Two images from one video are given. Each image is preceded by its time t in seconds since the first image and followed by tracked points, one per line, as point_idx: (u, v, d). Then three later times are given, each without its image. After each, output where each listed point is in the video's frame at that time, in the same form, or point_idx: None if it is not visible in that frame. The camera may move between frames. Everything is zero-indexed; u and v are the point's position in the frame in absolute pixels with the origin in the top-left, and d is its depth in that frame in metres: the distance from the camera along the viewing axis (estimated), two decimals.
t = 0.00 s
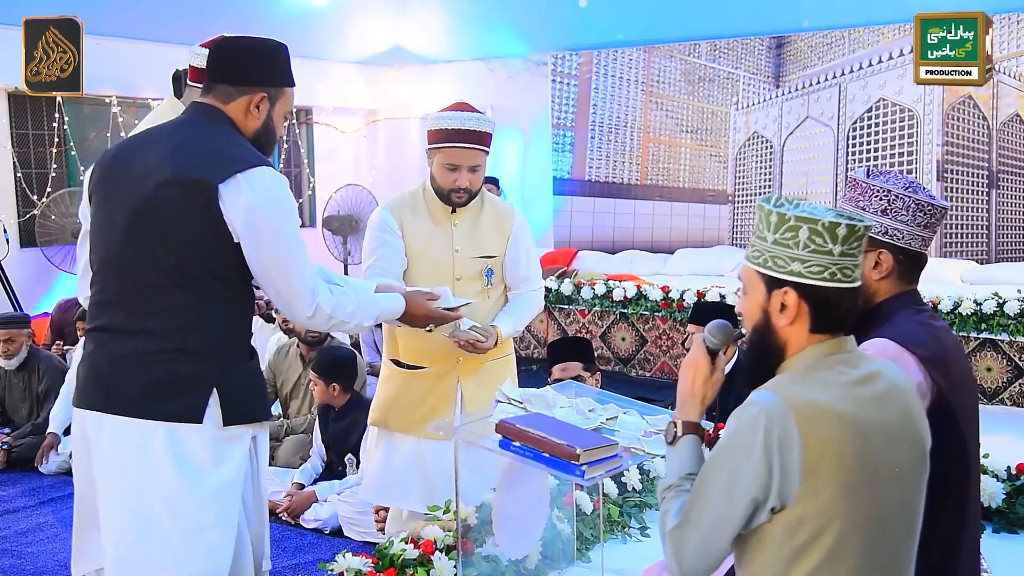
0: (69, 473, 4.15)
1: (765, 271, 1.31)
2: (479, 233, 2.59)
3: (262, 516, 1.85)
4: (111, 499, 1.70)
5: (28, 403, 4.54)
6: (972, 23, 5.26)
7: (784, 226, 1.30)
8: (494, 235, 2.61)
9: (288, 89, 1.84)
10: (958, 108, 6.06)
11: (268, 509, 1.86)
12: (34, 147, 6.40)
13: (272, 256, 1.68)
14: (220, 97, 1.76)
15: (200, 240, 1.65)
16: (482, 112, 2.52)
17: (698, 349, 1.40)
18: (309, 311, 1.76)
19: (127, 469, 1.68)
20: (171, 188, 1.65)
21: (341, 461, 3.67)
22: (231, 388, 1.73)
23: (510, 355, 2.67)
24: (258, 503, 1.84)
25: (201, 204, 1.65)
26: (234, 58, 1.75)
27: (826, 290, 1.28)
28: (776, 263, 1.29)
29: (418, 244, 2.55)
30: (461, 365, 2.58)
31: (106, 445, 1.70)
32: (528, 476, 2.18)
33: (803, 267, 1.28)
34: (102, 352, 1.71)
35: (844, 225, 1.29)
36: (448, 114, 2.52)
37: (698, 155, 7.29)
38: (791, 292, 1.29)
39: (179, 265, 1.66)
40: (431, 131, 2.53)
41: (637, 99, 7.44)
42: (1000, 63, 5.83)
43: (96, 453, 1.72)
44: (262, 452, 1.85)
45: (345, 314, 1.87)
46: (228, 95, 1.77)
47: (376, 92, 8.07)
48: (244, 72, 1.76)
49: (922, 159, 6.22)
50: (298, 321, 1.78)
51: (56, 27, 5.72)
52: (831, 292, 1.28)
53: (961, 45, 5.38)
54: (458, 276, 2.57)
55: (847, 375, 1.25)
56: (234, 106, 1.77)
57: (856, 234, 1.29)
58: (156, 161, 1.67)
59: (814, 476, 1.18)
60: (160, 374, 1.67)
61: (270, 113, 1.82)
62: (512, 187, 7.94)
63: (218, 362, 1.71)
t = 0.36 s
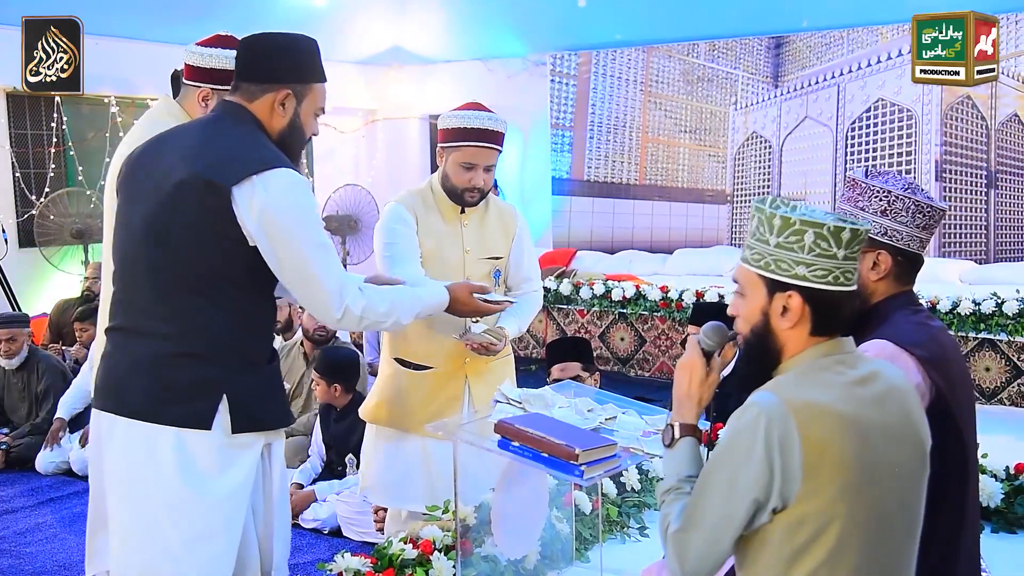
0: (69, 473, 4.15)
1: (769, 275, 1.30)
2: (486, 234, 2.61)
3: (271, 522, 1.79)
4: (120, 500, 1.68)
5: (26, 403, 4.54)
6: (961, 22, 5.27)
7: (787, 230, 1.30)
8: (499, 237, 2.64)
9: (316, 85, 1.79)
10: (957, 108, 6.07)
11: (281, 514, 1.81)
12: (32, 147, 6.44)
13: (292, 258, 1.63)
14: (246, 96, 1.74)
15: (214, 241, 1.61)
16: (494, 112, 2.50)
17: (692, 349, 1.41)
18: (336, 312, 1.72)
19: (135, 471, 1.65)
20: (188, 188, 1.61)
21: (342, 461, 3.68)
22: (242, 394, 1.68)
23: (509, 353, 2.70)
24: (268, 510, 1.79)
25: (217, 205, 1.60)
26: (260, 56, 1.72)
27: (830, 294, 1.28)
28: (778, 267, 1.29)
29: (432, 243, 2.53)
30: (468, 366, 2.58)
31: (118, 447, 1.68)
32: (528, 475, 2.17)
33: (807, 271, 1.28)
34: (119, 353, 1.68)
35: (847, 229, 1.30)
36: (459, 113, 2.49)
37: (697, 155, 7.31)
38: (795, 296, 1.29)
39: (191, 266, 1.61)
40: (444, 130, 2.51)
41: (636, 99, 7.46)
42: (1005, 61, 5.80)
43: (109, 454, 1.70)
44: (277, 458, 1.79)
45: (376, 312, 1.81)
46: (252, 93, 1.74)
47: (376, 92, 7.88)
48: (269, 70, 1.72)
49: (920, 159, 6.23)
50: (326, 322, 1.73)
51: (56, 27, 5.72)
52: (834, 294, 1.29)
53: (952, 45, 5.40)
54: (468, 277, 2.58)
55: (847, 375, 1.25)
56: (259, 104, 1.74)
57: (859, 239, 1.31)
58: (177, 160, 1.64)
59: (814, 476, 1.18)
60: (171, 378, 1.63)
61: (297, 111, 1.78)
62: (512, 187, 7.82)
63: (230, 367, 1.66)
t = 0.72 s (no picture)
0: (67, 473, 4.16)
1: (763, 271, 1.31)
2: (489, 231, 2.61)
3: (279, 527, 1.80)
4: (134, 503, 1.68)
5: (25, 403, 4.54)
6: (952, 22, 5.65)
7: (784, 227, 1.30)
8: (500, 236, 2.64)
9: (338, 89, 1.79)
10: (956, 108, 6.07)
11: (288, 525, 1.81)
12: (31, 147, 6.46)
13: (308, 268, 1.62)
14: (264, 97, 1.73)
15: (224, 247, 1.61)
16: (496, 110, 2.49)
17: (685, 352, 1.41)
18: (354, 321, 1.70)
19: (144, 474, 1.65)
20: (200, 193, 1.60)
21: (338, 461, 3.69)
22: (250, 402, 1.67)
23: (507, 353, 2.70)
24: (274, 515, 1.79)
25: (227, 210, 1.60)
26: (278, 57, 1.71)
27: (823, 293, 1.29)
28: (774, 263, 1.29)
29: (435, 242, 2.53)
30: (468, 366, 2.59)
31: (128, 449, 1.68)
32: (527, 475, 2.17)
33: (803, 268, 1.28)
34: (129, 354, 1.67)
35: (844, 229, 1.30)
36: (461, 111, 2.49)
37: (696, 155, 7.32)
38: (789, 293, 1.29)
39: (201, 271, 1.61)
40: (445, 129, 2.52)
41: (636, 99, 7.43)
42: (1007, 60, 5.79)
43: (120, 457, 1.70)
44: (286, 465, 1.81)
45: (397, 321, 1.78)
46: (271, 95, 1.73)
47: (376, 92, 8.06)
48: (289, 72, 1.72)
49: (919, 160, 6.22)
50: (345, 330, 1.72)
51: (57, 27, 5.83)
52: (830, 294, 1.29)
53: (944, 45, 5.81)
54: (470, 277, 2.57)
55: (843, 376, 1.25)
56: (277, 106, 1.74)
57: (854, 240, 1.31)
58: (189, 162, 1.64)
59: (813, 476, 1.18)
60: (180, 384, 1.62)
61: (316, 115, 1.78)
62: (510, 187, 7.87)
63: (239, 374, 1.66)
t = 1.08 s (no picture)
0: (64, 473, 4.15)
1: (752, 272, 1.30)
2: (481, 232, 2.61)
3: (281, 528, 1.81)
4: (143, 506, 1.67)
5: (21, 404, 4.52)
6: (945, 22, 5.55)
7: (775, 228, 1.30)
8: (494, 236, 2.64)
9: (335, 88, 1.78)
10: (952, 109, 6.07)
11: (290, 526, 1.82)
12: (28, 147, 6.45)
13: (296, 273, 1.61)
14: (262, 96, 1.72)
15: (224, 252, 1.60)
16: (487, 112, 2.50)
17: (678, 349, 1.41)
18: (326, 337, 1.66)
19: (151, 477, 1.64)
20: (197, 197, 1.60)
21: (333, 461, 3.72)
22: (254, 405, 1.68)
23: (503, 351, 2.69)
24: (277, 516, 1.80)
25: (226, 216, 1.59)
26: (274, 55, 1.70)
27: (814, 294, 1.28)
28: (764, 264, 1.29)
29: (425, 244, 2.52)
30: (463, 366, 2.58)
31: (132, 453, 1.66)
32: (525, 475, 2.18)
33: (792, 270, 1.28)
34: (128, 359, 1.66)
35: (834, 230, 1.29)
36: (454, 113, 2.50)
37: (693, 155, 7.33)
38: (779, 294, 1.29)
39: (203, 276, 1.60)
40: (437, 130, 2.52)
41: (633, 100, 7.45)
42: (1009, 59, 5.76)
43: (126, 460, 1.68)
44: (287, 466, 1.81)
45: (366, 342, 1.76)
46: (268, 94, 1.72)
47: (374, 92, 8.05)
48: (287, 72, 1.70)
49: (915, 160, 6.24)
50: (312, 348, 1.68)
51: (56, 27, 5.77)
52: (818, 295, 1.28)
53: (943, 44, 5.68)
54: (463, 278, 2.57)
55: (834, 376, 1.25)
56: (274, 106, 1.73)
57: (845, 241, 1.30)
58: (185, 165, 1.63)
59: (804, 477, 1.18)
60: (184, 389, 1.62)
61: (313, 114, 1.78)
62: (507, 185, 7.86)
63: (242, 378, 1.66)
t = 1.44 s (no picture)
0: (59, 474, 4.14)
1: (744, 270, 1.30)
2: (472, 234, 2.61)
3: (272, 528, 1.80)
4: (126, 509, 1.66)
5: (16, 404, 4.51)
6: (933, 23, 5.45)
7: (768, 228, 1.29)
8: (484, 236, 2.63)
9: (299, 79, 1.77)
10: (948, 109, 6.09)
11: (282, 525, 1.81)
12: (22, 147, 6.39)
13: (270, 262, 1.61)
14: (229, 92, 1.70)
15: (205, 250, 1.61)
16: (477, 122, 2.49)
17: (673, 345, 1.40)
18: (292, 330, 1.64)
19: (135, 479, 1.64)
20: (174, 196, 1.60)
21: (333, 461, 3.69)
22: (240, 401, 1.69)
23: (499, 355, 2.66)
24: (267, 516, 1.79)
25: (204, 213, 1.59)
26: (239, 48, 1.68)
27: (802, 297, 1.27)
28: (754, 263, 1.28)
29: (410, 248, 2.54)
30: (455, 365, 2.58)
31: (115, 455, 1.66)
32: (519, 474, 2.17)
33: (781, 271, 1.27)
34: (110, 362, 1.66)
35: (828, 236, 1.27)
36: (440, 122, 2.47)
37: (690, 155, 7.33)
38: (766, 294, 1.28)
39: (184, 274, 1.61)
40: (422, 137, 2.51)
41: (629, 100, 7.46)
42: (1005, 59, 5.80)
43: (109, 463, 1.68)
44: (277, 463, 1.80)
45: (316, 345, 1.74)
46: (236, 89, 1.71)
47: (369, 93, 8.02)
48: (252, 66, 1.69)
49: (910, 160, 6.23)
50: (274, 343, 1.64)
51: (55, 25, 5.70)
52: (807, 299, 1.27)
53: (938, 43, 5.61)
54: (450, 279, 2.57)
55: (824, 373, 1.25)
56: (242, 101, 1.71)
57: (839, 246, 1.28)
58: (159, 164, 1.62)
59: (789, 474, 1.19)
60: (169, 388, 1.62)
61: (282, 106, 1.76)
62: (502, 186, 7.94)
63: (227, 375, 1.67)
